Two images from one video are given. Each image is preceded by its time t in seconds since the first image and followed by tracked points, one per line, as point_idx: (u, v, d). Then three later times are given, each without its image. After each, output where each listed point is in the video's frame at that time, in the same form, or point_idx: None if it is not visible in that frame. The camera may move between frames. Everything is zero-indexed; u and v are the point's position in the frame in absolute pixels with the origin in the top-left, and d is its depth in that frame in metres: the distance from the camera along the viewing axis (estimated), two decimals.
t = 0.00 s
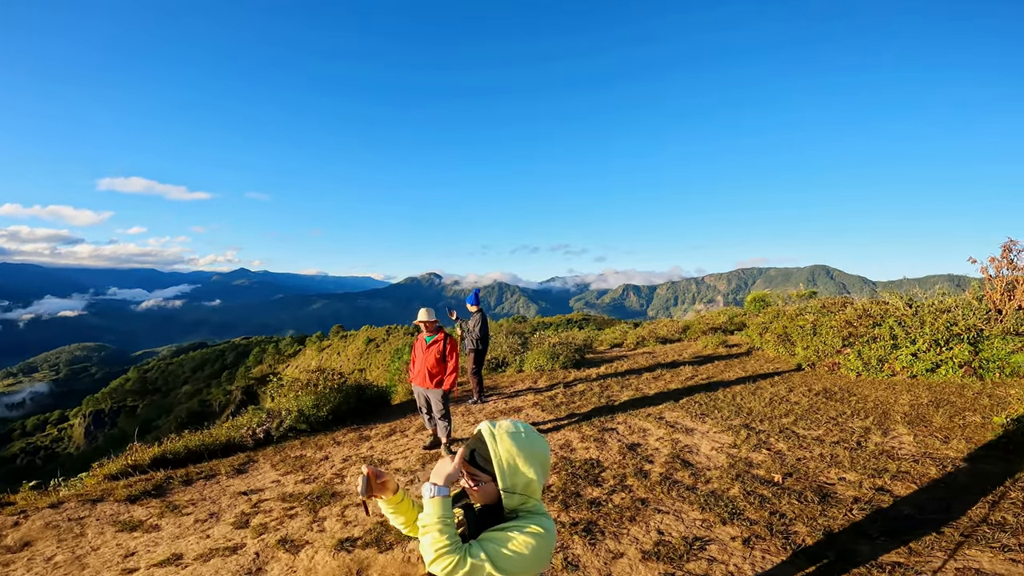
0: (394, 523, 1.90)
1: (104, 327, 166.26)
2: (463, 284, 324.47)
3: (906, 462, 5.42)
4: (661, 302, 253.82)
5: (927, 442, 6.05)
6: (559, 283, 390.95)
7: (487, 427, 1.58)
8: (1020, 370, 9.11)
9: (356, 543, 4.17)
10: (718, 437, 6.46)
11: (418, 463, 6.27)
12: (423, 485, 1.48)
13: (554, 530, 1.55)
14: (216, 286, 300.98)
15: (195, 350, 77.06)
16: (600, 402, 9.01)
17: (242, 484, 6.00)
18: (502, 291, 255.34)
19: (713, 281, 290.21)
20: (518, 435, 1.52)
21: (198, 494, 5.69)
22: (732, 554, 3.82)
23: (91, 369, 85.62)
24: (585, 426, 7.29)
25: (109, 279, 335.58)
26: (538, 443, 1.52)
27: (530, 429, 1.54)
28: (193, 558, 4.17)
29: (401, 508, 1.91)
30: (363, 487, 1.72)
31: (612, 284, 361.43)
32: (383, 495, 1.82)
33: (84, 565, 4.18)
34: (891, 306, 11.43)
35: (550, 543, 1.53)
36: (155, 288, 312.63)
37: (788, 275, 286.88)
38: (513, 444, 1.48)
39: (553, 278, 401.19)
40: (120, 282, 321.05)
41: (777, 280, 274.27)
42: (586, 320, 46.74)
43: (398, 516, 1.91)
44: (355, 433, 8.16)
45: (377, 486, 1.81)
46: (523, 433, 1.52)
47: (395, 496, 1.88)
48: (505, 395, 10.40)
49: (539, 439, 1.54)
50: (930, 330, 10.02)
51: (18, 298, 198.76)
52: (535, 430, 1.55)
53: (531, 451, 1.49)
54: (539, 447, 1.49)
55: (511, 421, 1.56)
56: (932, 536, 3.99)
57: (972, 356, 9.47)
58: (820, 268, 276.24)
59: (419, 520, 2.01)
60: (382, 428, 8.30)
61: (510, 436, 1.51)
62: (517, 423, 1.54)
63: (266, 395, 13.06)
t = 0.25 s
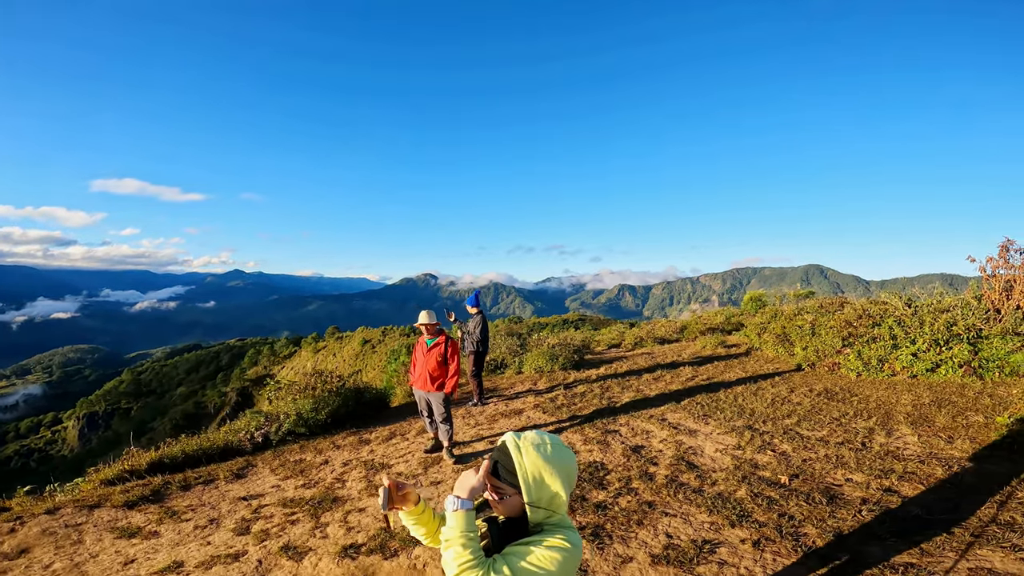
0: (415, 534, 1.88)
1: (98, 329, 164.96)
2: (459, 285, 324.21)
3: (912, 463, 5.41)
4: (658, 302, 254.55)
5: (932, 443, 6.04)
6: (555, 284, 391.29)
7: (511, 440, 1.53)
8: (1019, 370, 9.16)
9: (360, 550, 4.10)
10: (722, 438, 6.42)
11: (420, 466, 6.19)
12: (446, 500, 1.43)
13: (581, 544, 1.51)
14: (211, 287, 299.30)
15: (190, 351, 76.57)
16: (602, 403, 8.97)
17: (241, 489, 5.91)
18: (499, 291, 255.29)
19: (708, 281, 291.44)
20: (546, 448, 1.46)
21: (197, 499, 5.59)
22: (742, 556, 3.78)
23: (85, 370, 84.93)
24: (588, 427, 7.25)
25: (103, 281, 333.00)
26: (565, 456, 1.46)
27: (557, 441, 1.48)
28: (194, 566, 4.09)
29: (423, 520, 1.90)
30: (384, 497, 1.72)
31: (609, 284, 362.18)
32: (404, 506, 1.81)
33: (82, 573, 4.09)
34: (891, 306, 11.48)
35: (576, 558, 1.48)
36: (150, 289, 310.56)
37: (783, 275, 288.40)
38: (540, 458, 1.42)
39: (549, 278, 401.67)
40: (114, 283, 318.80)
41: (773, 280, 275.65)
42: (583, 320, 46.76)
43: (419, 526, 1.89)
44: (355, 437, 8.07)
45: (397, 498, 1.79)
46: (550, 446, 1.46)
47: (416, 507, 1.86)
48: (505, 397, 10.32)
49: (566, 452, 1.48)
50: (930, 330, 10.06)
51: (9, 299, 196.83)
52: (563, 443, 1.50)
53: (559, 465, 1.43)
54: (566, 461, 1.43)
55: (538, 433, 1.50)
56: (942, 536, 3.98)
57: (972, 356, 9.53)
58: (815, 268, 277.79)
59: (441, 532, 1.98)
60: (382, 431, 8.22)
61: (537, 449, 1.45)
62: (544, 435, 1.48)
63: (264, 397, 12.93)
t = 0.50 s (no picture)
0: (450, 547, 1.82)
1: (94, 330, 164.25)
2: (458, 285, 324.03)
3: (924, 463, 5.37)
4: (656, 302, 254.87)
5: (942, 443, 5.99)
6: (553, 284, 391.50)
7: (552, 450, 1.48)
8: None
9: (370, 558, 4.04)
10: (731, 440, 6.37)
11: (426, 470, 6.11)
12: (485, 511, 1.38)
13: (622, 559, 1.45)
14: (208, 289, 298.45)
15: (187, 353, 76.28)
16: (607, 405, 8.91)
17: (245, 494, 5.83)
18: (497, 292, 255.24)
19: (706, 281, 292.10)
20: (590, 460, 1.41)
21: (200, 505, 5.51)
22: (760, 560, 3.72)
23: (82, 372, 84.54)
24: (594, 430, 7.19)
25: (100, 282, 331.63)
26: (610, 468, 1.41)
27: (601, 453, 1.43)
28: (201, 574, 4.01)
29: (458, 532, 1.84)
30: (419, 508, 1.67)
31: (607, 284, 362.54)
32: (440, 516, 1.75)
33: None
34: (894, 306, 11.44)
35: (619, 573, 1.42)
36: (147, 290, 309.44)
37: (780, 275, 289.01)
38: (585, 471, 1.37)
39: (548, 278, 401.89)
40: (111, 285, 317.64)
41: (770, 280, 276.37)
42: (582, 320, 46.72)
43: (453, 537, 1.83)
44: (358, 440, 7.99)
45: (432, 508, 1.74)
46: (593, 457, 1.41)
47: (451, 517, 1.81)
48: (509, 399, 10.25)
49: (612, 466, 1.42)
50: (934, 330, 10.03)
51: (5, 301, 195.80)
52: (607, 455, 1.44)
53: (603, 479, 1.38)
54: (611, 474, 1.38)
55: (580, 443, 1.46)
56: (960, 536, 3.94)
57: (976, 355, 9.50)
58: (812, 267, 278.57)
59: (475, 543, 1.92)
60: (386, 435, 8.14)
61: (580, 462, 1.40)
62: (588, 446, 1.43)
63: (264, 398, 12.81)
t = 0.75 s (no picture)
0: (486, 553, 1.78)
1: (92, 331, 163.79)
2: (456, 286, 323.86)
3: (938, 465, 5.30)
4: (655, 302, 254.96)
5: (954, 444, 5.93)
6: (553, 284, 391.55)
7: (594, 459, 1.47)
8: None
9: (379, 565, 3.97)
10: (741, 442, 6.30)
11: (432, 474, 6.03)
12: (524, 520, 1.36)
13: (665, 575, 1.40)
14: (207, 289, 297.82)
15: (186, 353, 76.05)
16: (613, 407, 8.85)
17: (249, 499, 5.74)
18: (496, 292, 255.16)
19: (705, 281, 292.30)
20: (634, 471, 1.39)
21: (203, 511, 5.42)
22: (778, 563, 3.66)
23: (80, 373, 84.19)
24: (601, 432, 7.14)
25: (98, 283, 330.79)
26: (656, 482, 1.37)
27: (646, 465, 1.40)
28: None
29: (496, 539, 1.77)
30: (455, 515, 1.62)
31: (606, 284, 362.54)
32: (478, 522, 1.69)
33: None
34: (899, 307, 11.38)
35: None
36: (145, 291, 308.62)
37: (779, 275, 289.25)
38: (630, 482, 1.35)
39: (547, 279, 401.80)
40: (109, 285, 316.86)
41: (769, 280, 276.78)
42: (581, 320, 46.63)
43: (488, 546, 1.77)
44: (362, 443, 7.91)
45: (469, 516, 1.70)
46: (638, 468, 1.39)
47: (487, 525, 1.76)
48: (513, 401, 10.19)
49: (658, 478, 1.38)
50: (941, 331, 9.96)
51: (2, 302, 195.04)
52: (651, 467, 1.41)
53: (647, 491, 1.35)
54: (656, 488, 1.35)
55: (623, 453, 1.43)
56: (980, 537, 3.88)
57: (983, 356, 9.44)
58: (811, 268, 278.97)
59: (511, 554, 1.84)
60: (390, 438, 8.06)
61: (624, 472, 1.37)
62: (632, 456, 1.41)
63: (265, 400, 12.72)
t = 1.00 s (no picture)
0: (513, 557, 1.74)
1: (91, 331, 163.44)
2: (455, 286, 323.64)
3: (945, 465, 5.26)
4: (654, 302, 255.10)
5: (961, 444, 5.88)
6: (552, 284, 391.62)
7: (625, 462, 1.47)
8: None
9: (384, 570, 3.92)
10: (747, 444, 6.26)
11: (436, 476, 5.97)
12: (555, 524, 1.36)
13: None
14: (206, 290, 297.50)
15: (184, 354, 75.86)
16: (616, 409, 8.81)
17: (251, 502, 5.68)
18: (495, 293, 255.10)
19: (704, 281, 292.54)
20: (668, 475, 1.38)
21: (205, 514, 5.36)
22: (789, 565, 3.63)
23: (79, 373, 83.94)
24: (606, 434, 7.10)
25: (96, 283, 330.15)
26: (689, 486, 1.36)
27: (680, 468, 1.39)
28: None
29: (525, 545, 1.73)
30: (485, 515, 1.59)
31: (605, 285, 362.88)
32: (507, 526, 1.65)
33: None
34: (903, 308, 11.35)
35: None
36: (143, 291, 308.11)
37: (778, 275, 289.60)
38: (664, 486, 1.34)
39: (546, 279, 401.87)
40: (107, 285, 316.28)
41: (767, 280, 277.18)
42: (581, 320, 46.58)
43: (516, 546, 1.73)
44: (364, 445, 7.85)
45: (499, 516, 1.65)
46: (671, 472, 1.38)
47: (515, 526, 1.71)
48: (515, 402, 10.14)
49: (692, 483, 1.38)
50: (944, 331, 9.93)
51: None
52: (684, 471, 1.40)
53: (680, 495, 1.34)
54: (689, 492, 1.34)
55: (655, 456, 1.42)
56: (991, 538, 3.84)
57: (986, 357, 9.41)
58: (809, 268, 279.32)
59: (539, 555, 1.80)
60: (392, 439, 8.00)
61: (657, 475, 1.37)
62: (665, 459, 1.40)
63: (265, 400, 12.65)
